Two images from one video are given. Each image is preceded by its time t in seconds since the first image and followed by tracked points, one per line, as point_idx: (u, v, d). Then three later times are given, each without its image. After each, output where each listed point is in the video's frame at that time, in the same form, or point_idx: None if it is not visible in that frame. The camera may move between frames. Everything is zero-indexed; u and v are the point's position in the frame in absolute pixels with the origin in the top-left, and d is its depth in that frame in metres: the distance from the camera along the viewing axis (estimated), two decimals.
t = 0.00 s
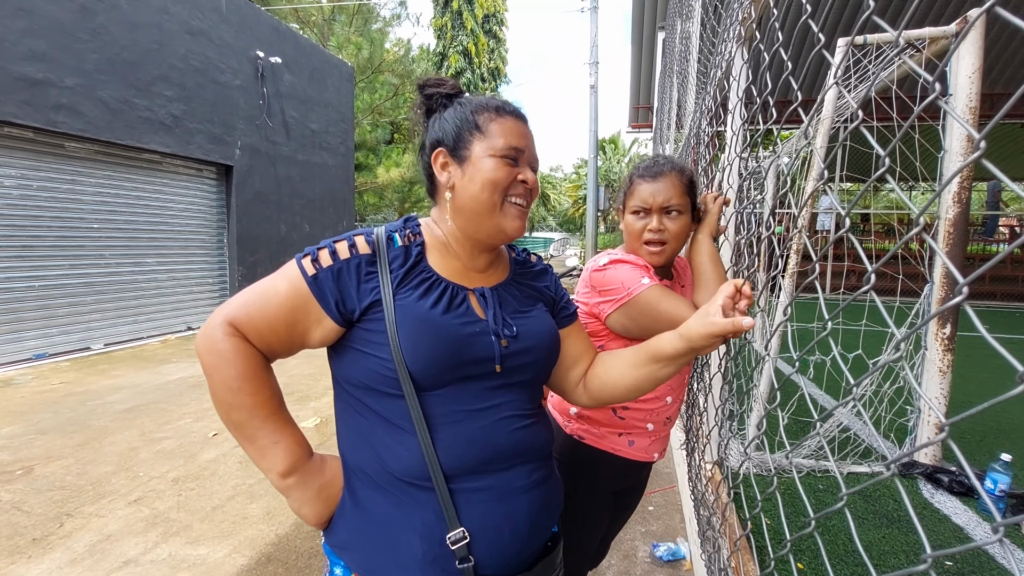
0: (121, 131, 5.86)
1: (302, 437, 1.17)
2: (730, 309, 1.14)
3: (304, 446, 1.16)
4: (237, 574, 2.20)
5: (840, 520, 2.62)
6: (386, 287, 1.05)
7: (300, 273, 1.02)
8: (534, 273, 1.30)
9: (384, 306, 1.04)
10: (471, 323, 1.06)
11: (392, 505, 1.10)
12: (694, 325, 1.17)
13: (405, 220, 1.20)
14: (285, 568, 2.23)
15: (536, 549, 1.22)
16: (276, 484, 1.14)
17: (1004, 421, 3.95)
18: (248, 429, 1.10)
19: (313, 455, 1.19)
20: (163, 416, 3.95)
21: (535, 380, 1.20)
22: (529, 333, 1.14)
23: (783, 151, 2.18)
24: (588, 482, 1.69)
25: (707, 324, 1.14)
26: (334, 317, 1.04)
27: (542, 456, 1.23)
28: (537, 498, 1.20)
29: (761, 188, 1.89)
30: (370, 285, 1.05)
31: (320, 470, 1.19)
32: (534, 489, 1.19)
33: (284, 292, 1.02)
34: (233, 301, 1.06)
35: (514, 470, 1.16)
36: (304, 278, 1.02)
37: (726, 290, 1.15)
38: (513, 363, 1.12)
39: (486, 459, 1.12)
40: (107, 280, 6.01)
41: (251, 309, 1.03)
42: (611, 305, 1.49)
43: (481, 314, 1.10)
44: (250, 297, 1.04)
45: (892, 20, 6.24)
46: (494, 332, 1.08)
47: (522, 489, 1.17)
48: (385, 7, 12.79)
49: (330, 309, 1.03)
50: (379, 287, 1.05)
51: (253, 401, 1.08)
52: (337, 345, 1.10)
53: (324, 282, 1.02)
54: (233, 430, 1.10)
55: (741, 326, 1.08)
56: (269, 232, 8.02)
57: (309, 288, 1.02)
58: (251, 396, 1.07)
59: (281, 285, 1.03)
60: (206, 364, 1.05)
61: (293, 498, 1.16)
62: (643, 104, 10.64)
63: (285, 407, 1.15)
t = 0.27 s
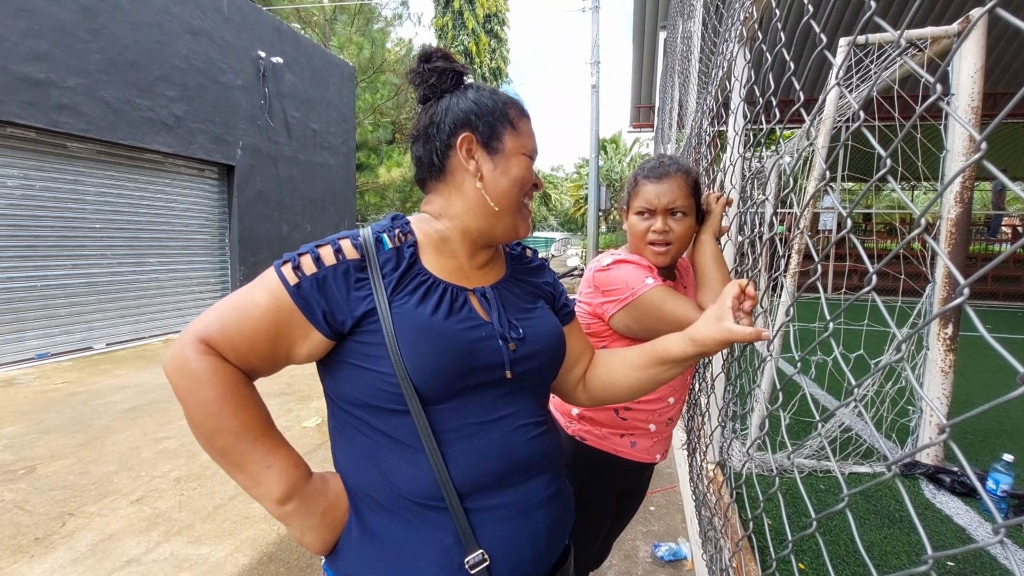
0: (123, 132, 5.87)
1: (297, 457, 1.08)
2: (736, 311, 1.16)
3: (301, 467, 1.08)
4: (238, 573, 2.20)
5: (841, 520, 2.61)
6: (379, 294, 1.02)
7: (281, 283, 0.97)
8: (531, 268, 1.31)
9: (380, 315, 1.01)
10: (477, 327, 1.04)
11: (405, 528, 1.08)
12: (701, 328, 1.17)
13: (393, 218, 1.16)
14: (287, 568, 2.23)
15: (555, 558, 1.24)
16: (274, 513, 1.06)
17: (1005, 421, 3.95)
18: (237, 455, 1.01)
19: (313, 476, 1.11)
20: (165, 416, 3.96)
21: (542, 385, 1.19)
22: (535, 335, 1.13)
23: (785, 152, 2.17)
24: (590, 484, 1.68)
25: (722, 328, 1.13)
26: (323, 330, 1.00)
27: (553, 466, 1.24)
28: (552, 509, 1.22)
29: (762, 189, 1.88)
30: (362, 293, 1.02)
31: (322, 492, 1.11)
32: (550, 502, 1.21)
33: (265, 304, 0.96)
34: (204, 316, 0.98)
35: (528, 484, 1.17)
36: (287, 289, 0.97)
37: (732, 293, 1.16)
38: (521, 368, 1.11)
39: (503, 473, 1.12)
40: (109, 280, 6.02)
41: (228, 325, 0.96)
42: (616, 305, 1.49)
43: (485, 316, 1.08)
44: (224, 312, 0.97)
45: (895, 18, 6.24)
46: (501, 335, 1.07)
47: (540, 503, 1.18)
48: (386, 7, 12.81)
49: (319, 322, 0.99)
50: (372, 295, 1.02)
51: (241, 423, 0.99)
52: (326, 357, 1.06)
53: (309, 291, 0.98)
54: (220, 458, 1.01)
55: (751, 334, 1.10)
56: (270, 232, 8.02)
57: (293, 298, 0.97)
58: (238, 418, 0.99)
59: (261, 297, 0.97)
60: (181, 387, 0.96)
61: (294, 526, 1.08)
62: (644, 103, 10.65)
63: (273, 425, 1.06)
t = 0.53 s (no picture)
0: (127, 132, 5.89)
1: (296, 485, 1.00)
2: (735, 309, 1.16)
3: (303, 496, 1.00)
4: (242, 572, 2.21)
5: (844, 520, 2.61)
6: (381, 299, 0.98)
7: (271, 290, 0.90)
8: (528, 268, 1.32)
9: (384, 322, 0.97)
10: (488, 329, 1.03)
11: (423, 548, 1.04)
12: (701, 327, 1.17)
13: (385, 218, 1.14)
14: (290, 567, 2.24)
15: (575, 562, 1.26)
16: (277, 549, 0.97)
17: (1007, 421, 3.95)
18: (231, 489, 0.92)
19: (316, 505, 1.04)
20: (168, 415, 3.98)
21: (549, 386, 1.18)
22: (544, 333, 1.13)
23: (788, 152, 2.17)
24: (594, 484, 1.68)
25: (722, 327, 1.13)
26: (320, 340, 0.94)
27: (566, 470, 1.24)
28: (570, 514, 1.22)
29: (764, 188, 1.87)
30: (361, 299, 0.97)
31: (328, 521, 1.04)
32: (569, 509, 1.22)
33: (253, 314, 0.89)
34: (181, 333, 0.88)
35: (544, 491, 1.16)
36: (277, 296, 0.90)
37: (730, 291, 1.17)
38: (534, 369, 1.10)
39: (524, 480, 1.12)
40: (113, 280, 6.04)
41: (211, 342, 0.87)
42: (615, 305, 1.49)
43: (492, 318, 1.07)
44: (205, 325, 0.88)
45: (897, 18, 6.24)
46: (512, 336, 1.06)
47: (561, 510, 1.19)
48: (389, 8, 12.86)
49: (315, 330, 0.93)
50: (373, 301, 0.98)
51: (233, 451, 0.90)
52: (319, 369, 1.00)
53: (304, 297, 0.92)
54: (211, 494, 0.91)
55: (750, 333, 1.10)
56: (273, 232, 8.04)
57: (285, 306, 0.91)
58: (229, 446, 0.90)
59: (248, 306, 0.89)
60: (159, 416, 0.86)
61: (301, 560, 1.01)
62: (646, 103, 10.69)
63: (267, 452, 0.97)
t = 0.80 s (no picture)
0: (128, 132, 5.90)
1: (274, 512, 0.98)
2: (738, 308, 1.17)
3: (282, 523, 0.97)
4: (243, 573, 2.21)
5: (845, 520, 2.61)
6: (360, 308, 0.96)
7: (242, 307, 0.87)
8: (518, 265, 1.32)
9: (366, 335, 0.94)
10: (475, 336, 1.02)
11: (413, 567, 1.02)
12: (703, 326, 1.18)
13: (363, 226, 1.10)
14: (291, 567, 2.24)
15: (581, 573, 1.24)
16: None
17: (1009, 420, 3.96)
18: (204, 519, 0.89)
19: (296, 533, 1.01)
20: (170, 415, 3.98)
21: (541, 394, 1.17)
22: (534, 339, 1.12)
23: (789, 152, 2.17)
24: (596, 484, 1.68)
25: (724, 325, 1.14)
26: (297, 357, 0.91)
27: (564, 480, 1.22)
28: (572, 525, 1.20)
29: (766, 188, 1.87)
30: (340, 310, 0.95)
31: (307, 545, 1.01)
32: (571, 521, 1.20)
33: (223, 334, 0.85)
34: (147, 357, 0.85)
35: (542, 503, 1.15)
36: (248, 312, 0.86)
37: (732, 290, 1.17)
38: (524, 377, 1.09)
39: (520, 493, 1.11)
40: (114, 280, 6.04)
41: (177, 365, 0.83)
42: (614, 305, 1.50)
43: (480, 324, 1.07)
44: (172, 348, 0.84)
45: (899, 17, 6.24)
46: (501, 342, 1.05)
47: (561, 522, 1.17)
48: (390, 7, 12.89)
49: (291, 348, 0.90)
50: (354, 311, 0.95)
51: (206, 477, 0.87)
52: (292, 389, 0.96)
53: (277, 312, 0.88)
54: (183, 526, 0.88)
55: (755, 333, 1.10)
56: (274, 232, 8.05)
57: (257, 322, 0.87)
58: (200, 473, 0.86)
59: (217, 326, 0.85)
60: (124, 446, 0.82)
61: None
62: (647, 103, 10.72)
63: (242, 478, 0.94)
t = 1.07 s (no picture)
0: (128, 131, 5.90)
1: (249, 513, 1.00)
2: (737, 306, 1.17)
3: (255, 525, 0.99)
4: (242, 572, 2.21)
5: (846, 520, 2.60)
6: (327, 308, 0.95)
7: (209, 312, 0.89)
8: (506, 259, 1.27)
9: (332, 335, 0.94)
10: (445, 335, 0.99)
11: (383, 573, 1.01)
12: (704, 326, 1.17)
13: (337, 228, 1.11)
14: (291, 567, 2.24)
15: None
16: None
17: (1010, 420, 3.96)
18: (177, 519, 0.92)
19: (271, 533, 1.03)
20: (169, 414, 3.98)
21: (533, 396, 1.14)
22: (514, 336, 1.07)
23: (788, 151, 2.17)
24: (594, 483, 1.68)
25: (726, 324, 1.14)
26: (266, 361, 0.92)
27: (553, 488, 1.16)
28: (560, 535, 1.13)
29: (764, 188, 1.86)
30: (306, 313, 0.95)
31: (283, 548, 1.04)
32: (558, 531, 1.13)
33: (191, 341, 0.88)
34: (126, 364, 0.89)
35: (524, 510, 1.09)
36: (215, 317, 0.89)
37: (732, 290, 1.17)
38: (502, 376, 1.05)
39: (498, 500, 1.06)
40: (114, 280, 6.04)
41: (150, 371, 0.87)
42: (611, 305, 1.49)
43: (455, 322, 1.03)
44: (147, 355, 0.88)
45: (901, 16, 6.23)
46: (473, 339, 1.01)
47: (544, 531, 1.11)
48: (390, 7, 12.89)
49: (259, 352, 0.91)
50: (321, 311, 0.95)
51: (181, 480, 0.91)
52: (267, 394, 0.99)
53: (241, 315, 0.90)
54: (158, 524, 0.92)
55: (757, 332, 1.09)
56: (274, 231, 8.05)
57: (224, 327, 0.89)
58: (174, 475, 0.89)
59: (187, 333, 0.88)
60: (102, 447, 0.87)
61: None
62: (648, 103, 10.72)
63: (219, 479, 0.98)
